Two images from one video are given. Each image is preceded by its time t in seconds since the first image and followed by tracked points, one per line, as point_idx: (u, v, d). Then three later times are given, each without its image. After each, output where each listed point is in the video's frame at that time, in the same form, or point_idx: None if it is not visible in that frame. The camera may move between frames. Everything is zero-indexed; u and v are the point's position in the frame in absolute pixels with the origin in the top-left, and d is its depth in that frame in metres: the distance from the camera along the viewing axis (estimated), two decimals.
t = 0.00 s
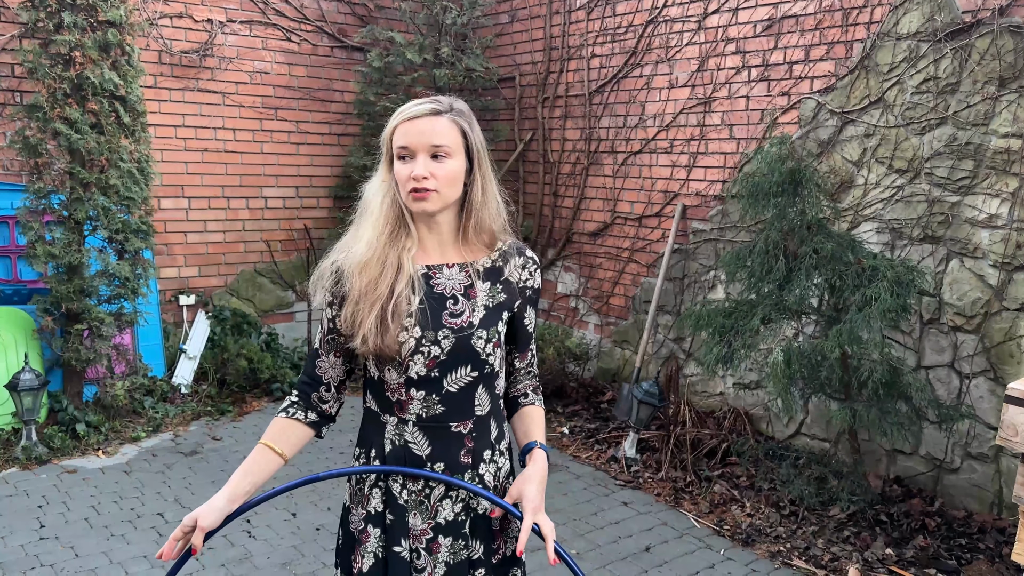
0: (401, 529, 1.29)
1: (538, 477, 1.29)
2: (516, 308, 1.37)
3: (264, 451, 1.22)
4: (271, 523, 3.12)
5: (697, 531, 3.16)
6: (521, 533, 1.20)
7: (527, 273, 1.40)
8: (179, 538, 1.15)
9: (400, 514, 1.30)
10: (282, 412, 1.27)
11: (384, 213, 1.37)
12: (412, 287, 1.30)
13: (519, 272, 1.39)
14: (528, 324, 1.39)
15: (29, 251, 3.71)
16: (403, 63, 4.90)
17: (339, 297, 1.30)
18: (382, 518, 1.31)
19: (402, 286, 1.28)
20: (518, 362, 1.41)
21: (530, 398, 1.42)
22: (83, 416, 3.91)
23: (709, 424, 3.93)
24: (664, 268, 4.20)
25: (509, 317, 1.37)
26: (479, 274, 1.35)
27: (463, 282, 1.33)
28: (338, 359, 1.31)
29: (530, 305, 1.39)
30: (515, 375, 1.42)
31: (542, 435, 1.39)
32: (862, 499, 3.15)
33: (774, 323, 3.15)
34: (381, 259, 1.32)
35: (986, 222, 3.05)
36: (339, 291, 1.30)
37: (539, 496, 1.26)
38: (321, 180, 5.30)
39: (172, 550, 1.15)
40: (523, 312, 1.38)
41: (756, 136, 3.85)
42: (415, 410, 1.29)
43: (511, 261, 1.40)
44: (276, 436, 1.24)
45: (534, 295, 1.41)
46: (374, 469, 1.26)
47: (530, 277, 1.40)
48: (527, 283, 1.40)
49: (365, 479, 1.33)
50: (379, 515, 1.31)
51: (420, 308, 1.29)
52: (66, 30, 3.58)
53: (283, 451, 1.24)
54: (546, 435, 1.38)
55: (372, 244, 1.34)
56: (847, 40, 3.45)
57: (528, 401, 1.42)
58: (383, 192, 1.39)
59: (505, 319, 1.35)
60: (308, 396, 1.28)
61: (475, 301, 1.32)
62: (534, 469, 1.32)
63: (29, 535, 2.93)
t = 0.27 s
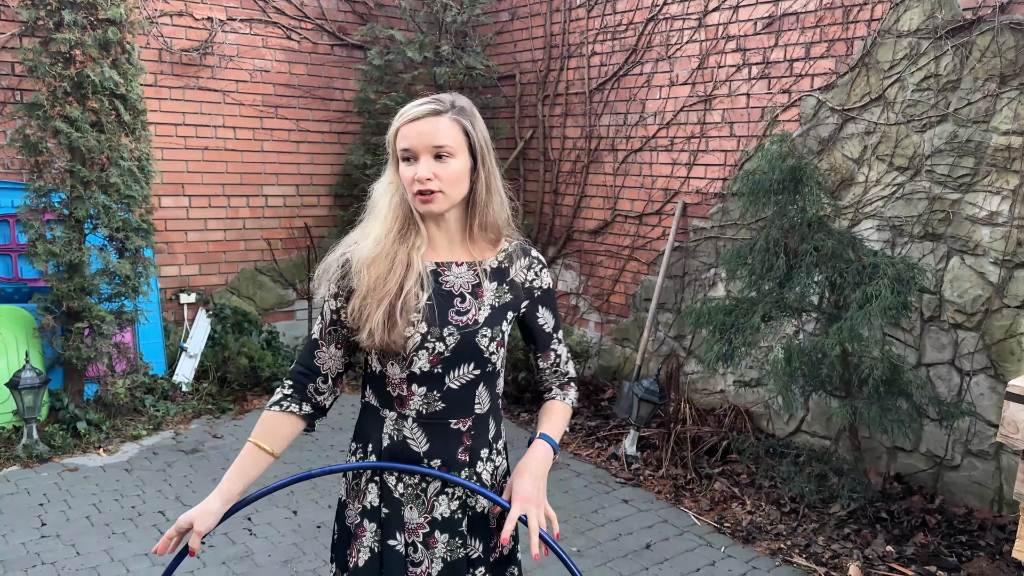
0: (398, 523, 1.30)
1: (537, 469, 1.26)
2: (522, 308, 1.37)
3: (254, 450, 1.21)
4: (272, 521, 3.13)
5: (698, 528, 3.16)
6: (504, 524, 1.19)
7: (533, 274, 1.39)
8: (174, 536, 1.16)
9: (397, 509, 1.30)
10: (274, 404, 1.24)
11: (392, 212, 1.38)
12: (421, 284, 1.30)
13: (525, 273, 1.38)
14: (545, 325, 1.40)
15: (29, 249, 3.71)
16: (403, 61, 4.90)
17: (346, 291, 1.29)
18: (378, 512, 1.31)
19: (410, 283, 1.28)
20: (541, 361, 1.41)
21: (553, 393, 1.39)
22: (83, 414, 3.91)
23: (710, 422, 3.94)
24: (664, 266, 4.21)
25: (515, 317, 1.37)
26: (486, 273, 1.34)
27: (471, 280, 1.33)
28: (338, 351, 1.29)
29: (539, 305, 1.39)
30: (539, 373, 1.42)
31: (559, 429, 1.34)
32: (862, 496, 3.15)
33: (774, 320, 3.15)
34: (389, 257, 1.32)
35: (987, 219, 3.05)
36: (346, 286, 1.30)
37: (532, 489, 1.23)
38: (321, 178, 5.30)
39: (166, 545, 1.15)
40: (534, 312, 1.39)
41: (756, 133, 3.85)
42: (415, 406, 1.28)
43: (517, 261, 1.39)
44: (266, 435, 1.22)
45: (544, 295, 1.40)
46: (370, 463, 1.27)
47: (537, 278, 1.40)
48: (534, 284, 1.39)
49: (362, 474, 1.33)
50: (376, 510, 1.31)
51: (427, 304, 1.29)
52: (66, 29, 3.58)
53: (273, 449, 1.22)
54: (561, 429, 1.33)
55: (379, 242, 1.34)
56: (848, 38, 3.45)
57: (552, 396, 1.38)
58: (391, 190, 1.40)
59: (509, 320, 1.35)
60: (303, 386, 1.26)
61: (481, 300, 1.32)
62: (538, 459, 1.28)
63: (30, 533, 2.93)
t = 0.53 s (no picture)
0: (400, 520, 1.30)
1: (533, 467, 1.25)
2: (528, 307, 1.36)
3: (247, 450, 1.20)
4: (272, 519, 3.13)
5: (698, 526, 3.16)
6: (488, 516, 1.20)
7: (537, 272, 1.38)
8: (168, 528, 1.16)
9: (399, 505, 1.30)
10: (269, 403, 1.22)
11: (399, 211, 1.39)
12: (429, 282, 1.30)
13: (529, 271, 1.37)
14: (554, 325, 1.37)
15: (30, 248, 3.71)
16: (403, 59, 4.90)
17: (353, 287, 1.29)
18: (381, 510, 1.30)
19: (419, 281, 1.28)
20: (550, 362, 1.37)
21: (564, 393, 1.35)
22: (84, 412, 3.91)
23: (710, 420, 3.94)
24: (665, 264, 4.21)
25: (520, 316, 1.36)
26: (492, 271, 1.34)
27: (476, 279, 1.32)
28: (339, 349, 1.28)
29: (546, 304, 1.37)
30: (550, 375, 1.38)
31: (561, 424, 1.32)
32: (863, 494, 3.15)
33: (775, 318, 3.15)
34: (397, 254, 1.32)
35: (988, 216, 3.05)
36: (354, 281, 1.29)
37: (516, 483, 1.22)
38: (321, 176, 5.30)
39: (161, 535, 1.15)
40: (539, 311, 1.37)
41: (757, 131, 3.85)
42: (420, 403, 1.28)
43: (521, 260, 1.38)
44: (258, 433, 1.20)
45: (551, 293, 1.39)
46: (373, 460, 1.27)
47: (542, 275, 1.38)
48: (539, 283, 1.37)
49: (364, 472, 1.33)
50: (378, 507, 1.30)
51: (435, 303, 1.29)
52: (66, 26, 3.57)
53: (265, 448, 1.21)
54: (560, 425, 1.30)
55: (387, 239, 1.35)
56: (848, 35, 3.44)
57: (563, 396, 1.35)
58: (399, 190, 1.41)
59: (515, 318, 1.34)
60: (300, 384, 1.24)
61: (487, 298, 1.31)
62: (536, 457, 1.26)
63: (32, 530, 2.93)
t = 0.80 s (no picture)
0: (405, 519, 1.29)
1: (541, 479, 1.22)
2: (530, 307, 1.36)
3: (250, 451, 1.20)
4: (273, 517, 3.13)
5: (699, 524, 3.16)
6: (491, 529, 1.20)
7: (538, 272, 1.39)
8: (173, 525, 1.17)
9: (404, 505, 1.29)
10: (274, 403, 1.21)
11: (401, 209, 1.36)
12: (432, 283, 1.30)
13: (531, 271, 1.38)
14: (556, 326, 1.37)
15: (30, 246, 3.71)
16: (403, 57, 4.90)
17: (355, 289, 1.28)
18: (385, 510, 1.30)
19: (424, 283, 1.27)
20: (552, 363, 1.36)
21: (568, 398, 1.34)
22: (84, 411, 3.91)
23: (710, 418, 3.94)
24: (665, 262, 4.21)
25: (521, 316, 1.36)
26: (494, 271, 1.34)
27: (479, 279, 1.32)
28: (342, 350, 1.28)
29: (548, 304, 1.37)
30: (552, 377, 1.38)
31: (569, 433, 1.29)
32: (863, 492, 3.15)
33: (775, 316, 3.15)
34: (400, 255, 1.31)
35: (988, 215, 3.05)
36: (356, 283, 1.28)
37: (526, 493, 1.19)
38: (321, 175, 5.30)
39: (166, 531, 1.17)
40: (541, 311, 1.37)
41: (757, 129, 3.85)
42: (424, 403, 1.29)
43: (523, 260, 1.38)
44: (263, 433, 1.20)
45: (551, 293, 1.39)
46: (377, 459, 1.27)
47: (544, 275, 1.39)
48: (540, 282, 1.38)
49: (368, 472, 1.33)
50: (381, 507, 1.30)
51: (438, 303, 1.28)
52: (66, 25, 3.57)
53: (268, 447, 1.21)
54: (567, 434, 1.27)
55: (389, 239, 1.33)
56: (848, 33, 3.44)
57: (568, 402, 1.34)
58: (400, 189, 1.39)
59: (516, 318, 1.34)
60: (305, 384, 1.23)
61: (489, 298, 1.31)
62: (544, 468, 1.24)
63: (32, 529, 2.94)
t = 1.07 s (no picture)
0: (407, 521, 1.29)
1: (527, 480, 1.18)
2: (529, 304, 1.33)
3: (245, 449, 1.21)
4: (273, 516, 3.13)
5: (698, 523, 3.16)
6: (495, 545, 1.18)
7: (537, 269, 1.36)
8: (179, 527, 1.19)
9: (406, 506, 1.29)
10: (267, 401, 1.22)
11: (398, 212, 1.35)
12: (430, 283, 1.29)
13: (530, 268, 1.35)
14: (550, 325, 1.33)
15: (29, 245, 3.71)
16: (403, 56, 4.89)
17: (353, 293, 1.29)
18: (387, 511, 1.30)
19: (421, 285, 1.27)
20: (545, 363, 1.33)
21: (556, 398, 1.30)
22: (84, 410, 3.91)
23: (710, 417, 3.94)
24: (665, 261, 4.21)
25: (519, 314, 1.33)
26: (492, 269, 1.32)
27: (477, 277, 1.31)
28: (340, 349, 1.28)
29: (546, 302, 1.34)
30: (545, 376, 1.34)
31: (552, 432, 1.25)
32: (863, 491, 3.15)
33: (774, 314, 3.15)
34: (399, 259, 1.30)
35: (988, 213, 3.05)
36: (353, 288, 1.29)
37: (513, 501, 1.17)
38: (321, 174, 5.30)
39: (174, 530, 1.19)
40: (537, 310, 1.33)
41: (756, 127, 3.85)
42: (424, 403, 1.29)
43: (522, 256, 1.36)
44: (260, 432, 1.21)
45: (550, 290, 1.35)
46: (379, 460, 1.27)
47: (543, 272, 1.36)
48: (539, 279, 1.35)
49: (370, 473, 1.33)
50: (384, 508, 1.30)
51: (437, 303, 1.28)
52: (65, 24, 3.57)
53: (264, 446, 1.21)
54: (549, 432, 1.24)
55: (387, 244, 1.31)
56: (848, 31, 3.44)
57: (555, 402, 1.29)
58: (396, 190, 1.37)
59: (516, 315, 1.32)
60: (300, 383, 1.24)
61: (488, 297, 1.30)
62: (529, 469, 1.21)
63: (32, 528, 2.93)
